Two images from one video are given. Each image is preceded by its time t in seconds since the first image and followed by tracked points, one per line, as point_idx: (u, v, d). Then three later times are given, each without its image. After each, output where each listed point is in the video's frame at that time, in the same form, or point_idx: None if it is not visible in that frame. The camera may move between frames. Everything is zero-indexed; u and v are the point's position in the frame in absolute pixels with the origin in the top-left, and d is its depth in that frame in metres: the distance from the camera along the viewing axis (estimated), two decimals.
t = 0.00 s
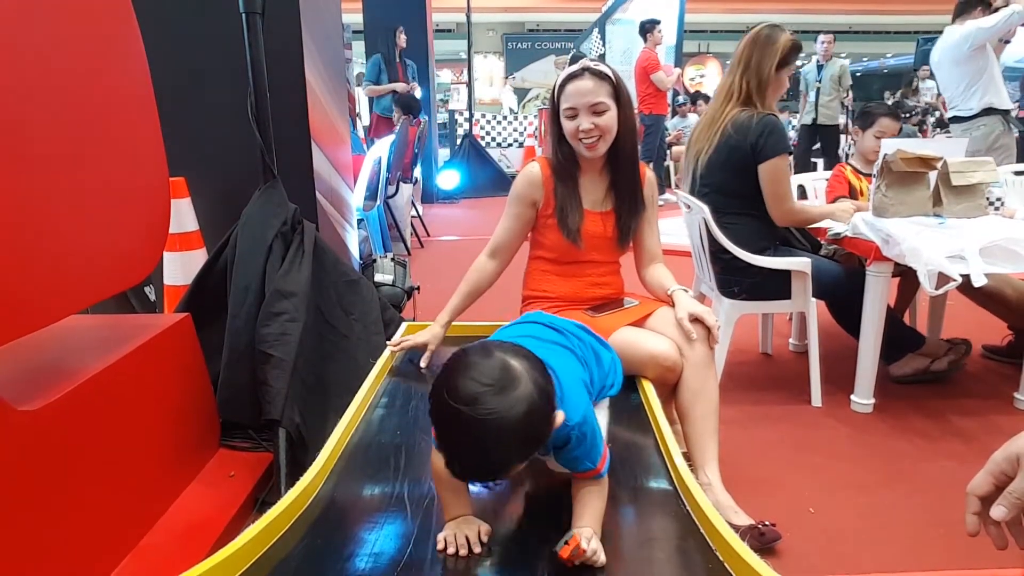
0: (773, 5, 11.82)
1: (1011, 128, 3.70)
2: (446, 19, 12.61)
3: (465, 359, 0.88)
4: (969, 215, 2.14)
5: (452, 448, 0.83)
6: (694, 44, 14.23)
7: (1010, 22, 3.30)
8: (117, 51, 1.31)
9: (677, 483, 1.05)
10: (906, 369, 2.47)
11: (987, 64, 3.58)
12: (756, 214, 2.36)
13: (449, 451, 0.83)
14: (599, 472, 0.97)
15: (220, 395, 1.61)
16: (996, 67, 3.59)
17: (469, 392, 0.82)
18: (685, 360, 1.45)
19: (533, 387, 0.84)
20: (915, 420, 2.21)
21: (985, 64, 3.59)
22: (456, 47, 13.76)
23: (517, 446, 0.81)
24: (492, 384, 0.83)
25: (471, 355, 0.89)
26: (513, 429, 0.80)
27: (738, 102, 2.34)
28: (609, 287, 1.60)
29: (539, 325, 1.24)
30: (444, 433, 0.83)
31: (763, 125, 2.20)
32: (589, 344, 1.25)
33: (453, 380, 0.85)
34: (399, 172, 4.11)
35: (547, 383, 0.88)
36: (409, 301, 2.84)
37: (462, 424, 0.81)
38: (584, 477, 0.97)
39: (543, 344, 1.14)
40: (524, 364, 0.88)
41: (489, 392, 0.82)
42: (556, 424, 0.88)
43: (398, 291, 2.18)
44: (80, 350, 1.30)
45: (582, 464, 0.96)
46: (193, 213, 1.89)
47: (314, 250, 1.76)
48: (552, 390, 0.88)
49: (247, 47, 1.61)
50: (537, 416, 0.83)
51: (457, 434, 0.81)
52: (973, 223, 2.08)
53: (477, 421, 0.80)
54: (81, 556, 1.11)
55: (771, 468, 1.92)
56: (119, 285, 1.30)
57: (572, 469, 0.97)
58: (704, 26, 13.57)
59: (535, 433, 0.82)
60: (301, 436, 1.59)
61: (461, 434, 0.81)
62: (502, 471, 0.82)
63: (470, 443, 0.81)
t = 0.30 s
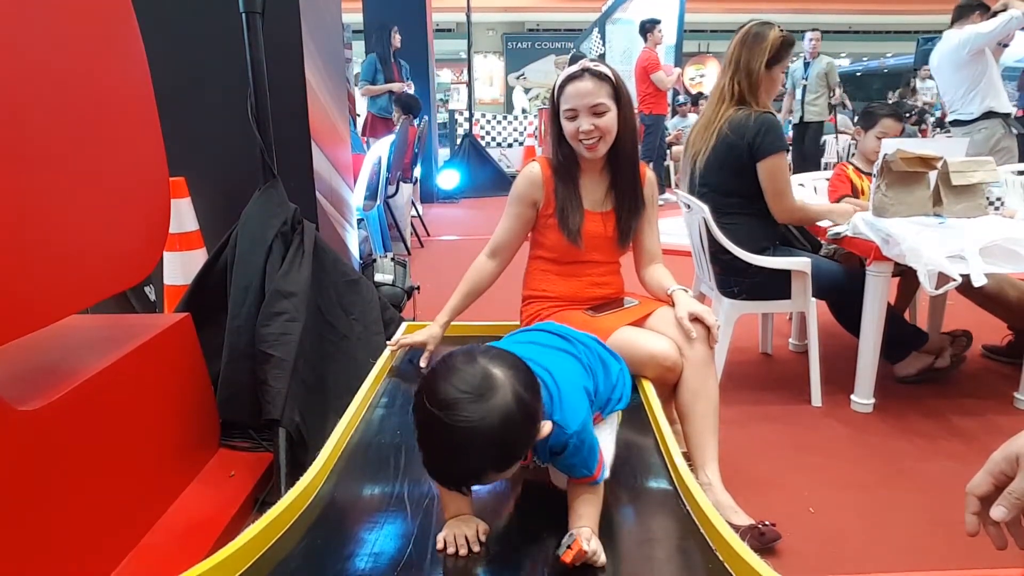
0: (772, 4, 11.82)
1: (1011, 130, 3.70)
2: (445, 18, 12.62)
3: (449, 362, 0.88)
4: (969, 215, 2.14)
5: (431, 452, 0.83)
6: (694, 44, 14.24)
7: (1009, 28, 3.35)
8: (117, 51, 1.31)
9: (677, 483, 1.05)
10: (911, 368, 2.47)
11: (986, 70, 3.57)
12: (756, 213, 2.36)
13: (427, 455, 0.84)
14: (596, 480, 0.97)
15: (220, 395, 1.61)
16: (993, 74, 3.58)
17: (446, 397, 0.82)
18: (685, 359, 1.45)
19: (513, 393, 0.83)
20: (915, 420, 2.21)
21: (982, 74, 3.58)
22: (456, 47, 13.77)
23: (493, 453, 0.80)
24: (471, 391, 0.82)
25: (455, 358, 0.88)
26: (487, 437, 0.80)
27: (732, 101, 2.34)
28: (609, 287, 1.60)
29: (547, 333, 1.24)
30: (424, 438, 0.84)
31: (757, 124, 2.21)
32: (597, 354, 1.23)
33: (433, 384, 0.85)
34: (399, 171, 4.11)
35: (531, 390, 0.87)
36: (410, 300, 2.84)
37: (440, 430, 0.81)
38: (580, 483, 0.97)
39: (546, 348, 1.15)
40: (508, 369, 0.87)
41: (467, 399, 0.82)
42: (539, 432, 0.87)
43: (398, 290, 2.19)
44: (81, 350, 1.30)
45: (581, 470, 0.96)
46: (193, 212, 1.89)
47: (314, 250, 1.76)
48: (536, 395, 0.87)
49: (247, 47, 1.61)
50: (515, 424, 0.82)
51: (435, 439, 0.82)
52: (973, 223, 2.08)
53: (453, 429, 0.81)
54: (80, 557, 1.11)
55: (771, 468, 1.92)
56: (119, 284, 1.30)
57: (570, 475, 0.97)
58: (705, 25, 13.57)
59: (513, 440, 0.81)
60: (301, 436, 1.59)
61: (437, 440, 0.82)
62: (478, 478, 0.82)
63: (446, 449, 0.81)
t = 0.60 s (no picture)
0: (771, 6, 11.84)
1: (1011, 133, 3.71)
2: (445, 20, 12.63)
3: (455, 370, 0.87)
4: (969, 216, 2.14)
5: (431, 462, 0.84)
6: (693, 45, 14.26)
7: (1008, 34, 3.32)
8: (117, 52, 1.31)
9: (677, 484, 1.05)
10: (914, 369, 2.47)
11: (984, 76, 3.58)
12: (755, 216, 2.37)
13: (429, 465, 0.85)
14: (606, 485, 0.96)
15: (220, 396, 1.61)
16: (994, 77, 3.59)
17: (446, 408, 0.82)
18: (686, 361, 1.45)
19: (513, 406, 0.83)
20: (915, 421, 2.21)
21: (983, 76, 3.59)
22: (456, 48, 13.78)
23: (486, 465, 0.80)
24: (470, 402, 0.82)
25: (461, 366, 0.88)
26: (482, 450, 0.80)
27: (739, 103, 2.34)
28: (609, 288, 1.60)
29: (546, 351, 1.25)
30: (425, 447, 0.85)
31: (764, 127, 2.21)
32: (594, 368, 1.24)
33: (436, 394, 0.85)
34: (399, 173, 4.11)
35: (535, 400, 0.85)
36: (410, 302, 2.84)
37: (439, 441, 0.82)
38: (591, 489, 0.96)
39: (557, 363, 1.17)
40: (512, 380, 0.86)
41: (466, 410, 0.82)
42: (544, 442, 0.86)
43: (398, 292, 2.19)
44: (81, 351, 1.30)
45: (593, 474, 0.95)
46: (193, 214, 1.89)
47: (314, 251, 1.76)
48: (540, 408, 0.85)
49: (247, 48, 1.61)
50: (512, 437, 0.81)
51: (433, 446, 0.83)
52: (973, 224, 2.08)
53: (451, 440, 0.81)
54: (80, 558, 1.11)
55: (771, 469, 1.92)
56: (119, 285, 1.30)
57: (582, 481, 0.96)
58: (704, 26, 13.59)
59: (509, 454, 0.81)
60: (301, 437, 1.59)
61: (434, 447, 0.83)
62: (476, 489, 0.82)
63: (445, 459, 0.82)
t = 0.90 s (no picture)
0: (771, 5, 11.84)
1: (1011, 134, 3.71)
2: (445, 19, 12.63)
3: (477, 336, 0.88)
4: (969, 215, 2.14)
5: (458, 423, 0.83)
6: (693, 45, 14.26)
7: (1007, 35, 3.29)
8: (117, 52, 1.31)
9: (677, 484, 1.05)
10: (911, 369, 2.47)
11: (983, 77, 3.58)
12: (759, 217, 2.37)
13: (456, 427, 0.84)
14: (615, 474, 0.97)
15: (220, 396, 1.61)
16: (993, 79, 3.59)
17: (475, 364, 0.83)
18: (686, 360, 1.45)
19: (541, 361, 0.84)
20: (915, 421, 2.21)
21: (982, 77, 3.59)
22: (456, 48, 13.78)
23: (521, 418, 0.80)
24: (498, 358, 0.83)
25: (484, 331, 0.89)
26: (516, 401, 0.80)
27: (752, 99, 2.33)
28: (609, 288, 1.60)
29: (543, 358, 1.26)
30: (452, 408, 0.84)
31: (770, 129, 2.22)
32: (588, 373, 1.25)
33: (461, 355, 0.85)
34: (399, 172, 4.11)
35: (558, 362, 0.86)
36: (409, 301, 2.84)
37: (468, 398, 0.81)
38: (598, 477, 0.97)
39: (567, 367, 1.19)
40: (536, 342, 0.87)
41: (494, 365, 0.82)
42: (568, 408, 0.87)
43: (398, 291, 2.19)
44: (80, 350, 1.30)
45: (603, 461, 0.97)
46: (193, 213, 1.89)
47: (314, 251, 1.76)
48: (564, 366, 0.87)
49: (247, 48, 1.61)
50: (544, 390, 0.82)
51: (463, 404, 0.82)
52: (973, 224, 2.08)
53: (481, 395, 0.81)
54: (79, 559, 1.11)
55: (771, 468, 1.93)
56: (119, 285, 1.30)
57: (591, 470, 0.97)
58: (704, 26, 13.58)
59: (539, 410, 0.81)
60: (301, 437, 1.59)
61: (466, 404, 0.82)
62: (505, 449, 0.81)
63: (474, 416, 0.81)
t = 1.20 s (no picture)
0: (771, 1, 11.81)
1: (1011, 130, 3.70)
2: (445, 15, 12.61)
3: (470, 321, 0.89)
4: (969, 212, 2.14)
5: (451, 406, 0.83)
6: (693, 41, 14.23)
7: (1005, 31, 3.32)
8: (116, 49, 1.31)
9: (677, 480, 1.05)
10: (910, 366, 2.47)
11: (983, 73, 3.57)
12: (761, 213, 2.37)
13: (448, 410, 0.84)
14: (610, 464, 0.96)
15: (220, 393, 1.61)
16: (993, 76, 3.58)
17: (467, 347, 0.83)
18: (686, 357, 1.45)
19: (533, 344, 0.84)
20: (915, 417, 2.21)
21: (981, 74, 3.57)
22: (455, 44, 13.75)
23: (513, 401, 0.80)
24: (491, 340, 0.83)
25: (476, 317, 0.90)
26: (508, 385, 0.80)
27: (763, 94, 2.32)
28: (609, 284, 1.60)
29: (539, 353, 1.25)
30: (444, 392, 0.84)
31: (777, 124, 2.22)
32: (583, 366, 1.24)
33: (454, 339, 0.86)
34: (399, 169, 4.10)
35: (550, 347, 0.87)
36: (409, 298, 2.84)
37: (460, 380, 0.81)
38: (593, 470, 0.96)
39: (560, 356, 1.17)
40: (529, 327, 0.87)
41: (487, 347, 0.82)
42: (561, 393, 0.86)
43: (398, 288, 2.19)
44: (80, 348, 1.30)
45: (597, 453, 0.96)
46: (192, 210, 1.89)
47: (314, 248, 1.76)
48: (555, 350, 0.87)
49: (246, 45, 1.60)
50: (536, 373, 0.82)
51: (455, 390, 0.82)
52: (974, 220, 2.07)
53: (473, 377, 0.81)
54: (80, 557, 1.11)
55: (771, 465, 1.93)
56: (119, 282, 1.30)
57: (586, 462, 0.96)
58: (704, 22, 13.56)
59: (531, 393, 0.81)
60: (301, 434, 1.59)
61: (457, 390, 0.82)
62: (497, 431, 0.81)
63: (466, 398, 0.81)
